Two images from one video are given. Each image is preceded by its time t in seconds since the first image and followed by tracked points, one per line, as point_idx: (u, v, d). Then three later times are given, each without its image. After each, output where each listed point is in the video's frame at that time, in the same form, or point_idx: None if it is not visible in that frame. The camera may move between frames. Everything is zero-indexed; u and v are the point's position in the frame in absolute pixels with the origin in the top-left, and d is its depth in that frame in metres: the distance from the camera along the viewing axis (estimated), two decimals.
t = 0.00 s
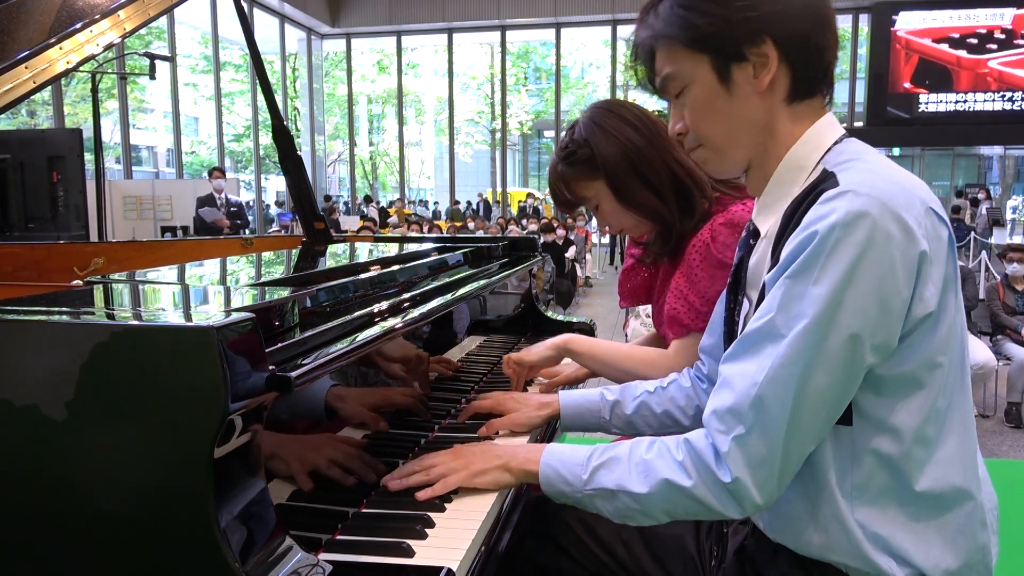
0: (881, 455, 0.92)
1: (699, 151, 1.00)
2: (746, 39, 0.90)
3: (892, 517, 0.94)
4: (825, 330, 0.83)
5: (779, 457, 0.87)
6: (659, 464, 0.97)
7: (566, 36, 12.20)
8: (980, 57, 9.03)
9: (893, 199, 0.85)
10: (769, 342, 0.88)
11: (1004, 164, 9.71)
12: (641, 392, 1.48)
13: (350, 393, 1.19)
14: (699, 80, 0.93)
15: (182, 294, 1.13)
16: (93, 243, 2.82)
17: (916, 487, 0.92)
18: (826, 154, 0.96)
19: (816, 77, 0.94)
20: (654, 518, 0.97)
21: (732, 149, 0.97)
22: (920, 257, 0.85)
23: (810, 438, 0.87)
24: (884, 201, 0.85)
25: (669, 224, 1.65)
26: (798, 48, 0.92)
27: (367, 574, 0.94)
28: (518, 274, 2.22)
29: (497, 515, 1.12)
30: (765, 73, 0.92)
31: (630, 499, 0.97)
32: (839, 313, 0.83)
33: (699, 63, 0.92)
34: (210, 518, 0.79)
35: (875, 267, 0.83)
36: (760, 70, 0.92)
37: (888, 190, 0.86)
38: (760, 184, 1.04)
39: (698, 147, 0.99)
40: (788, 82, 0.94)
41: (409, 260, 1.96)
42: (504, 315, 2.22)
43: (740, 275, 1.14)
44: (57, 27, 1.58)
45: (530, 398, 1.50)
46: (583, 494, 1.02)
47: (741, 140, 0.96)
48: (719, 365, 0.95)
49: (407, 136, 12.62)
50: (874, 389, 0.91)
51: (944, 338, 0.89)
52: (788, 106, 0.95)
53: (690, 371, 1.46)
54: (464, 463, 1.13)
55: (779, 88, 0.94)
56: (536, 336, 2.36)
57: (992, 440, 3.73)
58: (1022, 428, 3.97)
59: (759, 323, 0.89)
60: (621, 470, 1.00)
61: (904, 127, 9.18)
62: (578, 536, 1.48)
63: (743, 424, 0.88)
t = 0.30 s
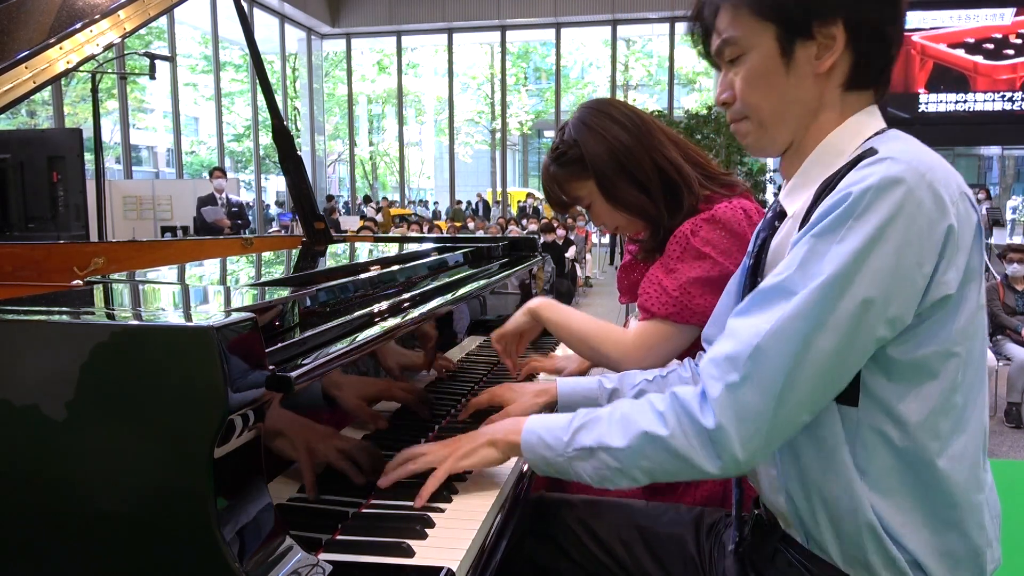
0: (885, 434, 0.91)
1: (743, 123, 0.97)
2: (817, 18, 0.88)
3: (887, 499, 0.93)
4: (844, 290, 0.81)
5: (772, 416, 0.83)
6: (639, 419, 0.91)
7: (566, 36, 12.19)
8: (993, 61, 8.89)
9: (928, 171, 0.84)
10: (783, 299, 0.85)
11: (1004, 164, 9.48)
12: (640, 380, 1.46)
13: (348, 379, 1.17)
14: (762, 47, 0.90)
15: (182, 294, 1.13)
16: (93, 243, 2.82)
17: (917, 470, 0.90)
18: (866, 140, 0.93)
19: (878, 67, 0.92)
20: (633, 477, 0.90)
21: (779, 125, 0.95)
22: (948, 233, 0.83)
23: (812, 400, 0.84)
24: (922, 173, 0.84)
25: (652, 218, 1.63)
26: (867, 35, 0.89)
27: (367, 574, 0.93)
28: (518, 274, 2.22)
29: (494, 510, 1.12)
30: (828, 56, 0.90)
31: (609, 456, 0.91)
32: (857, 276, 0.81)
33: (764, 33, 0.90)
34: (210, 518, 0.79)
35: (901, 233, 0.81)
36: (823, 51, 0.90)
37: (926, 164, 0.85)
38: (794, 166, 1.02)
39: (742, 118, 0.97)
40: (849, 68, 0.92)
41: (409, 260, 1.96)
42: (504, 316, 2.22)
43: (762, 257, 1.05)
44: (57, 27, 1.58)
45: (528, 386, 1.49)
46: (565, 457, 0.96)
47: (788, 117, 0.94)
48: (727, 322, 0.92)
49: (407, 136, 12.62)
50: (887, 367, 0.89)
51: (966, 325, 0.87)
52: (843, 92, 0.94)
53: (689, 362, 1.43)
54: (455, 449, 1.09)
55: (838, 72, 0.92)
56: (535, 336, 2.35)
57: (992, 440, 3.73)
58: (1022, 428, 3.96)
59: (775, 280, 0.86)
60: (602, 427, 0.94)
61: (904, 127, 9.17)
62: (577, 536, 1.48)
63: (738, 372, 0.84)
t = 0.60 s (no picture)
0: (896, 441, 0.90)
1: (780, 115, 0.93)
2: (871, 13, 0.84)
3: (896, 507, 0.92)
4: (870, 286, 0.76)
5: (764, 393, 0.78)
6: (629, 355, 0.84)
7: (566, 36, 12.19)
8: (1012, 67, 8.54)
9: (977, 182, 0.81)
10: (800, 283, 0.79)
11: (1004, 164, 9.32)
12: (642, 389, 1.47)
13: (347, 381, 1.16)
14: (809, 37, 0.86)
15: (182, 294, 1.13)
16: (93, 242, 2.83)
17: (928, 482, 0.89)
18: (907, 143, 0.93)
19: (924, 68, 0.90)
20: (602, 401, 0.84)
21: (821, 120, 0.91)
22: (981, 253, 0.80)
23: (813, 387, 0.78)
24: (971, 182, 0.81)
25: (641, 216, 1.62)
26: (917, 33, 0.86)
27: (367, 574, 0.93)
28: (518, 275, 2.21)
29: (496, 508, 1.12)
30: (878, 53, 0.86)
31: (588, 374, 0.85)
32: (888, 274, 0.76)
33: (813, 23, 0.85)
34: (210, 518, 0.79)
35: (938, 243, 0.77)
36: (874, 46, 0.86)
37: (976, 175, 0.82)
38: (829, 159, 0.98)
39: (780, 109, 0.92)
40: (896, 65, 0.89)
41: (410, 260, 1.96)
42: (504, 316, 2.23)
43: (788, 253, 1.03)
44: (57, 28, 1.58)
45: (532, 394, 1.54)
46: (547, 360, 0.89)
47: (830, 113, 0.91)
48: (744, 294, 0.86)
49: (407, 136, 12.62)
50: (906, 377, 0.88)
51: (987, 345, 0.85)
52: (887, 89, 0.92)
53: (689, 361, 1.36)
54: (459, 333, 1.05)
55: (885, 67, 0.89)
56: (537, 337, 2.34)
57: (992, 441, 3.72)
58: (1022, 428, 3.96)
59: (799, 266, 0.81)
60: (592, 346, 0.87)
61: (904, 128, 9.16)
62: (578, 536, 1.48)
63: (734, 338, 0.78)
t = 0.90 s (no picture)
0: (914, 466, 0.89)
1: (782, 127, 0.93)
2: (864, 15, 0.85)
3: (915, 529, 0.91)
4: (893, 329, 0.77)
5: (803, 446, 0.79)
6: (673, 425, 0.86)
7: (566, 36, 12.18)
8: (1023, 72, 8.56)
9: (984, 209, 0.81)
10: (826, 332, 0.80)
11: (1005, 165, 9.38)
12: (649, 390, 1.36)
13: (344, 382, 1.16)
14: (803, 49, 0.87)
15: (181, 294, 1.13)
16: (94, 242, 2.82)
17: (941, 505, 0.89)
18: (910, 150, 0.93)
19: (924, 68, 0.90)
20: (657, 474, 0.86)
21: (823, 128, 0.91)
22: (999, 278, 0.81)
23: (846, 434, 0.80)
24: (979, 210, 0.80)
25: (643, 214, 1.62)
26: (911, 35, 0.86)
27: (367, 574, 0.93)
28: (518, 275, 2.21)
29: (496, 506, 1.12)
30: (876, 57, 0.86)
31: (634, 449, 0.87)
32: (908, 316, 0.77)
33: (809, 32, 0.86)
34: (210, 518, 0.79)
35: (956, 277, 0.78)
36: (871, 50, 0.86)
37: (982, 198, 0.82)
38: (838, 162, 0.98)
39: (781, 122, 0.93)
40: (895, 68, 0.89)
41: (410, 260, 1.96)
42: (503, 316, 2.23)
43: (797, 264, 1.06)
44: (57, 27, 1.58)
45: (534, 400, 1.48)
46: (597, 436, 0.92)
47: (832, 122, 0.91)
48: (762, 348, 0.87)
49: (407, 136, 12.62)
50: (925, 401, 0.87)
51: (1002, 365, 0.86)
52: (890, 94, 0.91)
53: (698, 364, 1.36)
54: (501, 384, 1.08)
55: (884, 72, 0.89)
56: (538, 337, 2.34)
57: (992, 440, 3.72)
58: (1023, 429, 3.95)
59: (818, 310, 0.81)
60: (635, 420, 0.89)
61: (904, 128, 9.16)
62: (578, 537, 1.48)
63: (768, 401, 0.80)
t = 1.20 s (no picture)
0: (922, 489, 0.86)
1: (735, 165, 0.92)
2: (785, 45, 0.83)
3: (917, 538, 0.88)
4: (875, 373, 0.78)
5: (823, 497, 0.82)
6: (699, 501, 0.92)
7: (567, 36, 12.18)
8: None
9: (942, 237, 0.78)
10: (818, 381, 0.82)
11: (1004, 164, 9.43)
12: (650, 392, 1.41)
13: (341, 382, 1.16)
14: (735, 92, 0.86)
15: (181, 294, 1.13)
16: (94, 242, 2.82)
17: (933, 509, 0.87)
18: (867, 164, 0.89)
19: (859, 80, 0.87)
20: (697, 550, 0.92)
21: (773, 159, 0.90)
22: (970, 294, 0.79)
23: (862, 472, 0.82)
24: (935, 239, 0.77)
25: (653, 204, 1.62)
26: (838, 56, 0.84)
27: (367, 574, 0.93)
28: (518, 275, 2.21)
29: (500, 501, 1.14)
30: (808, 82, 0.85)
31: (671, 531, 0.94)
32: (886, 357, 0.77)
33: (737, 72, 0.85)
34: (210, 518, 0.79)
35: (925, 309, 0.76)
36: (801, 78, 0.85)
37: (938, 228, 0.78)
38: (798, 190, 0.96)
39: (733, 161, 0.92)
40: (830, 89, 0.87)
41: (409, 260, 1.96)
42: (502, 316, 2.22)
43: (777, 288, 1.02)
44: (57, 27, 1.58)
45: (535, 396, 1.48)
46: (631, 524, 0.98)
47: (780, 151, 0.89)
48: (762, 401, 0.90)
49: (407, 136, 12.62)
50: (917, 419, 0.85)
51: (988, 375, 0.83)
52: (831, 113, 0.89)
53: (701, 367, 1.38)
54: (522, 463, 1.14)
55: (820, 94, 0.87)
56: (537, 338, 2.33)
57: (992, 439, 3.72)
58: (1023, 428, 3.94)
59: (804, 364, 0.83)
60: (664, 503, 0.96)
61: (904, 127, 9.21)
62: (578, 538, 1.48)
63: (781, 464, 0.83)
